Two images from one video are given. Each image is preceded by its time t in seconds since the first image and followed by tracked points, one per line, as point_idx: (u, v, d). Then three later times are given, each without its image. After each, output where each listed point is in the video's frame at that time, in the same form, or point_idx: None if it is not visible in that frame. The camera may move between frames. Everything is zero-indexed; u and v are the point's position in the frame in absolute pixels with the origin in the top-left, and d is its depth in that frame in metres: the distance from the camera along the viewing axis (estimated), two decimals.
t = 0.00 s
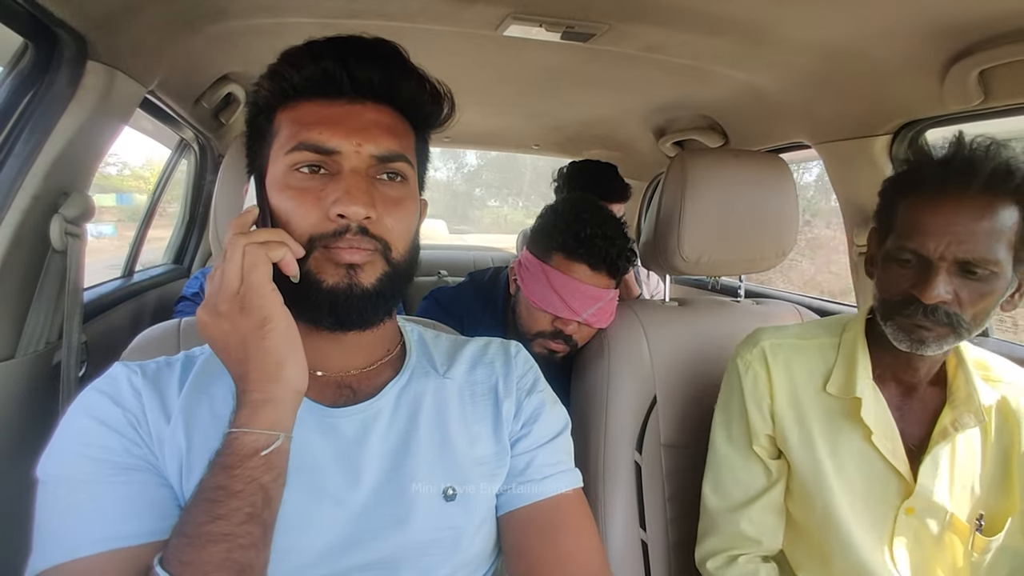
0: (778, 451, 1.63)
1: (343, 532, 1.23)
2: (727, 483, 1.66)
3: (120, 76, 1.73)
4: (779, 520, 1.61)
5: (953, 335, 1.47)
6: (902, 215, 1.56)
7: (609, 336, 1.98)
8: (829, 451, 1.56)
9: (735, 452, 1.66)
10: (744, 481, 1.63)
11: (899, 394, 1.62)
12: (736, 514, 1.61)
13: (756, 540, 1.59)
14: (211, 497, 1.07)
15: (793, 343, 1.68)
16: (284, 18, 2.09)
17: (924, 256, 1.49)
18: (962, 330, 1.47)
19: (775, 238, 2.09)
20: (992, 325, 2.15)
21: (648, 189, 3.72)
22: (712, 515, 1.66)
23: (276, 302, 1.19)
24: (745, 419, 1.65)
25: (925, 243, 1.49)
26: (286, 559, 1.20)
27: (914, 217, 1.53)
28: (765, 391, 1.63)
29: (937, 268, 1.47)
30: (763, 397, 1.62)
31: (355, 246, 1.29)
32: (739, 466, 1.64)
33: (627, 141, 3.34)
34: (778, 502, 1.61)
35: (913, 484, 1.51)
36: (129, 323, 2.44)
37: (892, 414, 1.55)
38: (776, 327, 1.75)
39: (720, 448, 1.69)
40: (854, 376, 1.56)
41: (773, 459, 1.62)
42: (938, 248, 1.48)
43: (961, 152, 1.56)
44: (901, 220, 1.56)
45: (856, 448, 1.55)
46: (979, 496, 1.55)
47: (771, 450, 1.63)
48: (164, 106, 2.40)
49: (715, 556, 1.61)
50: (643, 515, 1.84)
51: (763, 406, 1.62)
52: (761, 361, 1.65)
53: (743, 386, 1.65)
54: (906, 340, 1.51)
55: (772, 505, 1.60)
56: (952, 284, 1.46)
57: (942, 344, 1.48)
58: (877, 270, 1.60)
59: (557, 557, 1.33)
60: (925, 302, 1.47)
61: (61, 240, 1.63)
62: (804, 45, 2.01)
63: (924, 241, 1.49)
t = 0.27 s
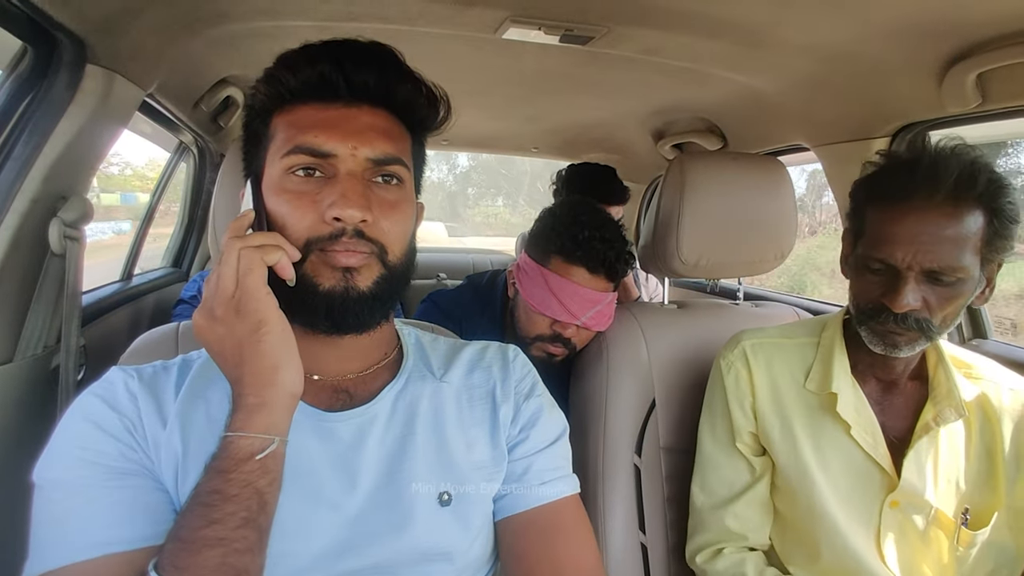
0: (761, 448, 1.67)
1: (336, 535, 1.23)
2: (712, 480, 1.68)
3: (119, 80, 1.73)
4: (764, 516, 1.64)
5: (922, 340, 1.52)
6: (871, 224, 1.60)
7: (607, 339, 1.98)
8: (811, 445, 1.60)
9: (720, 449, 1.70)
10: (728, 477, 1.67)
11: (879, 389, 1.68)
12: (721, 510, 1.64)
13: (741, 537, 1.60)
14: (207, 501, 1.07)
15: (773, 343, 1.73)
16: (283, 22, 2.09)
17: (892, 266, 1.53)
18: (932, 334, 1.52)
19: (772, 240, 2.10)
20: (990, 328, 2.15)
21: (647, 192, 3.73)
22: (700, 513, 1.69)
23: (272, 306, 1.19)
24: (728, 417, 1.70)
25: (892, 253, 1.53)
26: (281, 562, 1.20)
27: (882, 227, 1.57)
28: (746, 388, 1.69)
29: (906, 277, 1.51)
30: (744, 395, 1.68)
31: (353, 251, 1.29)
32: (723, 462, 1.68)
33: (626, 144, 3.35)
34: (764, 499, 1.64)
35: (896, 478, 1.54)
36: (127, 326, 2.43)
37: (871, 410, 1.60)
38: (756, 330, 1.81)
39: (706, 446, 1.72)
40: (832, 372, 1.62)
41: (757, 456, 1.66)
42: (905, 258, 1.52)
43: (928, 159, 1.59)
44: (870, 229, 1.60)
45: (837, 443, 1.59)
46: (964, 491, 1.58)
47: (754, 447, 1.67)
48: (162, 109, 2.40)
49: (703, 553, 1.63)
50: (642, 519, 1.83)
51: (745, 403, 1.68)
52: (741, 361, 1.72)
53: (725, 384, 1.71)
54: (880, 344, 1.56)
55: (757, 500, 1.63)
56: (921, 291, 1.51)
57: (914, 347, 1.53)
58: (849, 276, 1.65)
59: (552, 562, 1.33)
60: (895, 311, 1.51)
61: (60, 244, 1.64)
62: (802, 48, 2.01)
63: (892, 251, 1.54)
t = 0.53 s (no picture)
0: (761, 446, 1.67)
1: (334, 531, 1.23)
2: (715, 479, 1.68)
3: (117, 78, 1.73)
4: (767, 516, 1.64)
5: (921, 336, 1.52)
6: (865, 224, 1.60)
7: (606, 337, 1.98)
8: (811, 443, 1.60)
9: (721, 447, 1.70)
10: (729, 475, 1.67)
11: (876, 385, 1.69)
12: (725, 509, 1.64)
13: (745, 537, 1.61)
14: (203, 498, 1.07)
15: (771, 342, 1.73)
16: (282, 20, 2.09)
17: (891, 264, 1.54)
18: (930, 330, 1.52)
19: (770, 239, 2.10)
20: (988, 327, 2.15)
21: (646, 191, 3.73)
22: (702, 512, 1.69)
23: (269, 303, 1.19)
24: (730, 416, 1.70)
25: (890, 252, 1.53)
26: (280, 560, 1.20)
27: (877, 227, 1.57)
28: (746, 386, 1.69)
29: (904, 275, 1.52)
30: (745, 393, 1.68)
31: (351, 262, 1.29)
32: (725, 460, 1.68)
33: (625, 142, 3.34)
34: (766, 497, 1.64)
35: (895, 474, 1.54)
36: (125, 325, 2.43)
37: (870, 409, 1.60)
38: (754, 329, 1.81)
39: (707, 444, 1.72)
40: (831, 370, 1.62)
41: (758, 454, 1.66)
42: (903, 256, 1.52)
43: (920, 162, 1.59)
44: (865, 229, 1.60)
45: (837, 441, 1.59)
46: (963, 486, 1.58)
47: (754, 445, 1.67)
48: (160, 107, 2.39)
49: (709, 560, 1.63)
50: (640, 517, 1.83)
51: (745, 401, 1.68)
52: (742, 359, 1.72)
53: (725, 382, 1.71)
54: (880, 342, 1.56)
55: (758, 499, 1.63)
56: (920, 288, 1.51)
57: (914, 343, 1.53)
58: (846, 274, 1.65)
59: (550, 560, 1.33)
60: (895, 309, 1.51)
61: (58, 242, 1.64)
62: (800, 47, 2.01)
63: (889, 250, 1.54)
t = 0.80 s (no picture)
0: (763, 447, 1.66)
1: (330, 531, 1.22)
2: (716, 479, 1.68)
3: (113, 78, 1.72)
4: (767, 517, 1.64)
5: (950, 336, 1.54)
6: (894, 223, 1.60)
7: (603, 338, 1.98)
8: (811, 445, 1.60)
9: (722, 448, 1.69)
10: (731, 476, 1.66)
11: (878, 388, 1.69)
12: (727, 510, 1.64)
13: (745, 538, 1.61)
14: (193, 500, 1.07)
15: (772, 343, 1.73)
16: (280, 20, 2.09)
17: (927, 263, 1.55)
18: (960, 331, 1.54)
19: (768, 240, 2.10)
20: (984, 328, 2.14)
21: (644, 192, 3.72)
22: (704, 514, 1.69)
23: (258, 301, 1.19)
24: (732, 417, 1.69)
25: (930, 248, 1.54)
26: (278, 561, 1.19)
27: (911, 226, 1.57)
28: (748, 387, 1.68)
29: (942, 274, 1.53)
30: (747, 394, 1.68)
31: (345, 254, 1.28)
32: (726, 461, 1.67)
33: (623, 143, 3.34)
34: (767, 499, 1.63)
35: (896, 477, 1.55)
36: (121, 325, 2.42)
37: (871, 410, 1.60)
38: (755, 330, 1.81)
39: (708, 445, 1.72)
40: (835, 371, 1.62)
41: (760, 455, 1.66)
42: (942, 255, 1.54)
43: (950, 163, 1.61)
44: (894, 228, 1.60)
45: (837, 442, 1.59)
46: (963, 489, 1.58)
47: (756, 446, 1.66)
48: (158, 107, 2.39)
49: (710, 559, 1.63)
50: (637, 517, 1.83)
51: (747, 402, 1.68)
52: (743, 360, 1.71)
53: (727, 383, 1.71)
54: (910, 344, 1.55)
55: (759, 500, 1.63)
56: (955, 286, 1.53)
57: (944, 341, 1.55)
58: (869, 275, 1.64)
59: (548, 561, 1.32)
60: (934, 307, 1.51)
61: (54, 242, 1.63)
62: (797, 49, 2.01)
63: (927, 248, 1.55)
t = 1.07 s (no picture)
0: (759, 450, 1.66)
1: (327, 534, 1.22)
2: (713, 482, 1.68)
3: (110, 79, 1.72)
4: (764, 518, 1.64)
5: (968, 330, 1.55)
6: (909, 221, 1.61)
7: (601, 339, 1.98)
8: (807, 447, 1.60)
9: (718, 451, 1.69)
10: (727, 479, 1.66)
11: (872, 390, 1.69)
12: (724, 512, 1.64)
13: (743, 540, 1.61)
14: (189, 503, 1.07)
15: (768, 346, 1.74)
16: (278, 21, 2.09)
17: (946, 258, 1.56)
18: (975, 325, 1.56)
19: (766, 241, 2.10)
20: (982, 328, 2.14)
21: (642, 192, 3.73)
22: (701, 517, 1.69)
23: (251, 305, 1.18)
24: (727, 419, 1.69)
25: (954, 241, 1.56)
26: (274, 565, 1.19)
27: (928, 222, 1.59)
28: (743, 391, 1.68)
29: (961, 268, 1.55)
30: (742, 396, 1.68)
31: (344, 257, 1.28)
32: (722, 464, 1.67)
33: (621, 144, 3.35)
34: (763, 501, 1.64)
35: (890, 479, 1.55)
36: (119, 328, 2.42)
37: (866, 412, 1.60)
38: (751, 332, 1.82)
39: (705, 448, 1.72)
40: (829, 374, 1.62)
41: (756, 457, 1.66)
42: (960, 249, 1.56)
43: (960, 161, 1.65)
44: (909, 225, 1.61)
45: (833, 444, 1.59)
46: (955, 490, 1.59)
47: (752, 449, 1.66)
48: (154, 109, 2.38)
49: (707, 561, 1.63)
50: (636, 518, 1.83)
51: (743, 405, 1.68)
52: (738, 363, 1.71)
53: (722, 386, 1.71)
54: (931, 339, 1.54)
55: (755, 502, 1.63)
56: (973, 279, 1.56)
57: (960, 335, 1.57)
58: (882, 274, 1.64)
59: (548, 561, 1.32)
60: (959, 300, 1.52)
61: (51, 244, 1.63)
62: (793, 50, 2.02)
63: (945, 243, 1.57)
